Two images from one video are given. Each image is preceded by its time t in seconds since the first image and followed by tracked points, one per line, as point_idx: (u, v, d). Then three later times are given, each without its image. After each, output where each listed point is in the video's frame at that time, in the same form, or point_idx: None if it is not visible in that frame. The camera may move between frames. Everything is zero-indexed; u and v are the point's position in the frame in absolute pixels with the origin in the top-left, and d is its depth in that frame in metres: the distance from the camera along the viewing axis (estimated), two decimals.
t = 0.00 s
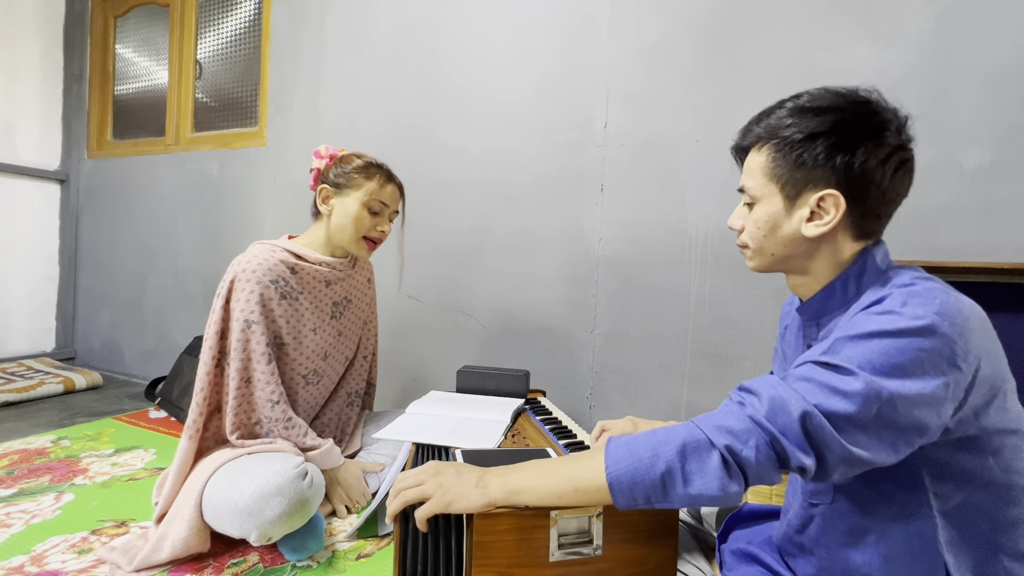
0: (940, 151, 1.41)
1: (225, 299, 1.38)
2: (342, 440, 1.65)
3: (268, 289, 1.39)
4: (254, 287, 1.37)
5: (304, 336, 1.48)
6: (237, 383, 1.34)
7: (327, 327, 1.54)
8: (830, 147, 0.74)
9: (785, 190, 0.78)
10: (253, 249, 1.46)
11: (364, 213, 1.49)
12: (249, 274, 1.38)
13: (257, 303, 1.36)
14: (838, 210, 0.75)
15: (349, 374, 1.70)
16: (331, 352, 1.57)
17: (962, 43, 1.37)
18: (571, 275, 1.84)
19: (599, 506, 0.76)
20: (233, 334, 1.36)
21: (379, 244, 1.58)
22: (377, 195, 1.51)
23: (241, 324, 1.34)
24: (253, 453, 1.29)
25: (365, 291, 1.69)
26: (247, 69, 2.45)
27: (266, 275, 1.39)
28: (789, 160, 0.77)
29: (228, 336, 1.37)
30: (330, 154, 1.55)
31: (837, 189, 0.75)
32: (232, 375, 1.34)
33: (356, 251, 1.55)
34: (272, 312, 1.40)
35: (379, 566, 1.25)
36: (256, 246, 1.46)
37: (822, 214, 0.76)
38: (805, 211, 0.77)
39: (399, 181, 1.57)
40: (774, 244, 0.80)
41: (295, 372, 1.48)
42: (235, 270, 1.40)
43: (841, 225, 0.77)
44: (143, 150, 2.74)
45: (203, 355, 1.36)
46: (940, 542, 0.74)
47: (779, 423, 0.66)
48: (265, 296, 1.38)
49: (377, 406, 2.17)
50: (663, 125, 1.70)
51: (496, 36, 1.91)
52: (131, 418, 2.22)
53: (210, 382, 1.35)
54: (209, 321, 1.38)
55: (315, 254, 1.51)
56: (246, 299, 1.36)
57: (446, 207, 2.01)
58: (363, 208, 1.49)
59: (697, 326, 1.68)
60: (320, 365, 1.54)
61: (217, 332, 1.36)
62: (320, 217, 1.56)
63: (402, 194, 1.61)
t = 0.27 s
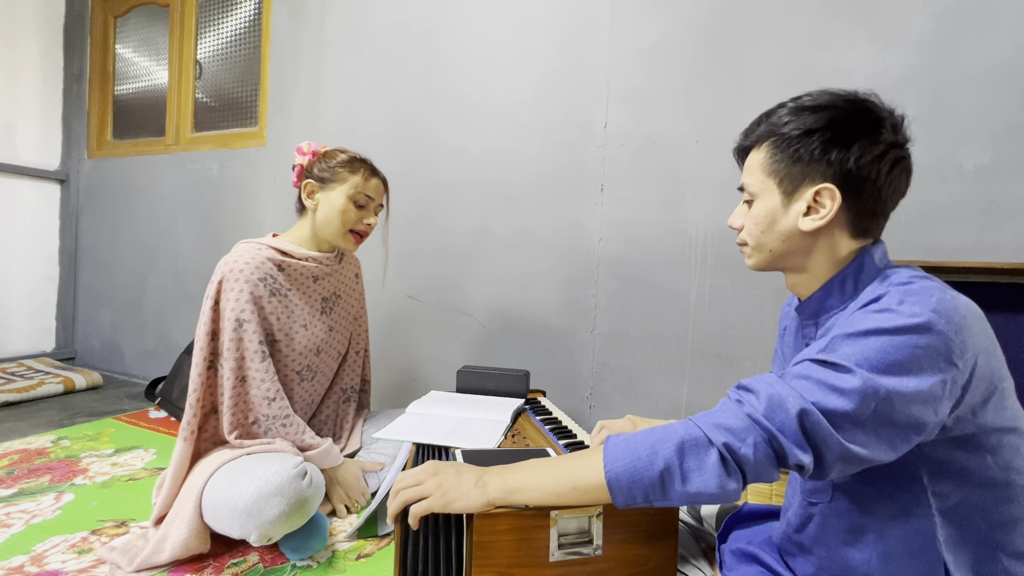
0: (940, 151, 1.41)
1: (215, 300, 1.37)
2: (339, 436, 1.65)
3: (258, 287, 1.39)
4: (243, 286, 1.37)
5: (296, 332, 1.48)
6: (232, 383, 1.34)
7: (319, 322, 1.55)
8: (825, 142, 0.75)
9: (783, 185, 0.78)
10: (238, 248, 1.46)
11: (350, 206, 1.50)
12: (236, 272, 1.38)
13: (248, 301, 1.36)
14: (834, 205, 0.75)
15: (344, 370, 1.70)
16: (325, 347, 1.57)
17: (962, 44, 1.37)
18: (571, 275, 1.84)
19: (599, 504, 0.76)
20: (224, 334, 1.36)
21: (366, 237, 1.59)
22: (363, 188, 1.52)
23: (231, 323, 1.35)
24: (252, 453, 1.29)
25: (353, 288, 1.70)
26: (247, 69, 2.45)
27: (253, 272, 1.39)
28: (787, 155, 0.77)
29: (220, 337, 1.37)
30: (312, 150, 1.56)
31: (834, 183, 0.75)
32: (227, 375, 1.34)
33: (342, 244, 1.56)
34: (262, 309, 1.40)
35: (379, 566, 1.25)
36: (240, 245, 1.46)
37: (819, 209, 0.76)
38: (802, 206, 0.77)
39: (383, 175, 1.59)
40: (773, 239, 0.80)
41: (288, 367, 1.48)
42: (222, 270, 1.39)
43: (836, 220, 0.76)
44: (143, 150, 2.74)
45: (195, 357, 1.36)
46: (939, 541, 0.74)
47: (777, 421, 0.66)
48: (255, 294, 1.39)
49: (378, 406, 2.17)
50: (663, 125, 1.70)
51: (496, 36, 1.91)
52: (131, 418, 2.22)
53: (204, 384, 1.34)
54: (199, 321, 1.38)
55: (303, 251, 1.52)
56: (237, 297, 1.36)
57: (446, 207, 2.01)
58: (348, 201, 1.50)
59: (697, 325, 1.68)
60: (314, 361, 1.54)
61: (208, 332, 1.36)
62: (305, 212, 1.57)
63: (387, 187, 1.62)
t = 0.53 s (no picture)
0: (941, 151, 1.41)
1: (204, 301, 1.37)
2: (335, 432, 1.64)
3: (247, 286, 1.39)
4: (233, 285, 1.37)
5: (287, 329, 1.48)
6: (227, 382, 1.33)
7: (310, 319, 1.55)
8: (827, 141, 0.75)
9: (784, 183, 0.78)
10: (224, 247, 1.45)
11: (333, 201, 1.51)
12: (226, 272, 1.38)
13: (239, 300, 1.36)
14: (835, 203, 0.74)
15: (337, 367, 1.70)
16: (320, 344, 1.57)
17: (962, 44, 1.37)
18: (571, 275, 1.83)
19: (599, 505, 0.76)
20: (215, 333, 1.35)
21: (350, 232, 1.59)
22: (345, 183, 1.53)
23: (223, 323, 1.34)
24: (252, 454, 1.29)
25: (341, 285, 1.70)
26: (247, 69, 2.46)
27: (241, 271, 1.40)
28: (789, 153, 0.77)
29: (211, 337, 1.36)
30: (292, 148, 1.57)
31: (835, 181, 0.75)
32: (222, 375, 1.33)
33: (328, 240, 1.56)
34: (253, 308, 1.41)
35: (379, 566, 1.25)
36: (226, 245, 1.45)
37: (819, 208, 0.76)
38: (802, 204, 0.77)
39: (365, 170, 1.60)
40: (773, 238, 0.80)
41: (281, 365, 1.48)
42: (210, 272, 1.39)
43: (837, 219, 0.76)
44: (143, 150, 2.74)
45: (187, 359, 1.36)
46: (940, 542, 0.74)
47: (779, 424, 0.66)
48: (246, 292, 1.39)
49: (378, 406, 2.17)
50: (663, 125, 1.70)
51: (496, 36, 1.91)
52: (131, 418, 2.22)
53: (195, 385, 1.34)
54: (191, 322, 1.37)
55: (291, 248, 1.52)
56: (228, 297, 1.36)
57: (446, 207, 2.01)
58: (331, 196, 1.50)
59: (697, 325, 1.68)
60: (307, 358, 1.54)
61: (199, 334, 1.36)
62: (288, 210, 1.57)
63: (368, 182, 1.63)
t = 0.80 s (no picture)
0: (941, 151, 1.41)
1: (198, 300, 1.37)
2: (332, 429, 1.63)
3: (242, 283, 1.39)
4: (226, 284, 1.36)
5: (283, 325, 1.48)
6: (224, 380, 1.33)
7: (306, 316, 1.55)
8: (829, 141, 0.75)
9: (785, 184, 0.78)
10: (216, 248, 1.45)
11: (320, 198, 1.50)
12: (220, 270, 1.37)
13: (233, 296, 1.36)
14: (836, 204, 0.75)
15: (332, 364, 1.70)
16: (315, 341, 1.57)
17: (962, 44, 1.37)
18: (571, 275, 1.83)
19: (598, 505, 0.76)
20: (210, 331, 1.35)
21: (341, 228, 1.59)
22: (330, 178, 1.52)
23: (218, 321, 1.34)
24: (252, 454, 1.29)
25: (334, 283, 1.70)
26: (247, 69, 2.46)
27: (236, 268, 1.39)
28: (790, 153, 0.77)
29: (205, 335, 1.36)
30: (275, 147, 1.55)
31: (836, 183, 0.75)
32: (218, 374, 1.33)
33: (319, 237, 1.56)
34: (249, 305, 1.41)
35: (379, 565, 1.25)
36: (219, 244, 1.45)
37: (820, 209, 0.76)
38: (803, 205, 0.77)
39: (349, 163, 1.59)
40: (773, 238, 0.80)
41: (276, 362, 1.48)
42: (204, 270, 1.38)
43: (838, 221, 0.76)
44: (143, 150, 2.74)
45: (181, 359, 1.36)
46: (940, 543, 0.74)
47: (778, 424, 0.66)
48: (241, 290, 1.39)
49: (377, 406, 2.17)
50: (663, 125, 1.70)
51: (496, 36, 1.91)
52: (131, 418, 2.22)
53: (189, 384, 1.34)
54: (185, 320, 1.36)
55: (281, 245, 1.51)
56: (221, 294, 1.36)
57: (446, 207, 2.01)
58: (318, 194, 1.50)
59: (697, 326, 1.68)
60: (302, 355, 1.54)
61: (193, 330, 1.35)
62: (276, 210, 1.56)
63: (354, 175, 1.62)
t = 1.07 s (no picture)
0: (941, 151, 1.41)
1: (200, 300, 1.37)
2: (333, 430, 1.63)
3: (245, 284, 1.39)
4: (227, 284, 1.37)
5: (286, 327, 1.48)
6: (224, 381, 1.33)
7: (308, 317, 1.55)
8: (822, 143, 0.75)
9: (779, 186, 0.78)
10: (218, 248, 1.45)
11: (315, 199, 1.50)
12: (223, 271, 1.37)
13: (234, 297, 1.36)
14: (830, 206, 0.75)
15: (334, 365, 1.70)
16: (316, 341, 1.57)
17: (961, 44, 1.37)
18: (571, 274, 1.84)
19: (598, 505, 0.76)
20: (211, 332, 1.35)
21: (341, 227, 1.58)
22: (324, 178, 1.51)
23: (220, 321, 1.34)
24: (252, 454, 1.29)
25: (337, 283, 1.70)
26: (247, 69, 2.46)
27: (239, 269, 1.39)
28: (783, 156, 0.77)
29: (206, 336, 1.36)
30: (273, 148, 1.55)
31: (830, 184, 0.75)
32: (218, 374, 1.33)
33: (318, 238, 1.56)
34: (251, 306, 1.41)
35: (379, 565, 1.26)
36: (221, 245, 1.45)
37: (815, 210, 0.76)
38: (798, 206, 0.77)
39: (344, 161, 1.58)
40: (769, 241, 0.80)
41: (278, 363, 1.48)
42: (206, 271, 1.38)
43: (832, 222, 0.77)
44: (143, 150, 2.74)
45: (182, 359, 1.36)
46: (940, 541, 0.74)
47: (778, 423, 0.66)
48: (243, 291, 1.39)
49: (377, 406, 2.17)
50: (663, 125, 1.70)
51: (496, 36, 1.91)
52: (131, 418, 2.22)
53: (191, 384, 1.34)
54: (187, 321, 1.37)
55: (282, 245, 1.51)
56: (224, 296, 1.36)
57: (446, 207, 2.01)
58: (313, 194, 1.49)
59: (697, 326, 1.68)
60: (304, 356, 1.54)
61: (194, 330, 1.36)
62: (276, 213, 1.56)
63: (353, 173, 1.60)
